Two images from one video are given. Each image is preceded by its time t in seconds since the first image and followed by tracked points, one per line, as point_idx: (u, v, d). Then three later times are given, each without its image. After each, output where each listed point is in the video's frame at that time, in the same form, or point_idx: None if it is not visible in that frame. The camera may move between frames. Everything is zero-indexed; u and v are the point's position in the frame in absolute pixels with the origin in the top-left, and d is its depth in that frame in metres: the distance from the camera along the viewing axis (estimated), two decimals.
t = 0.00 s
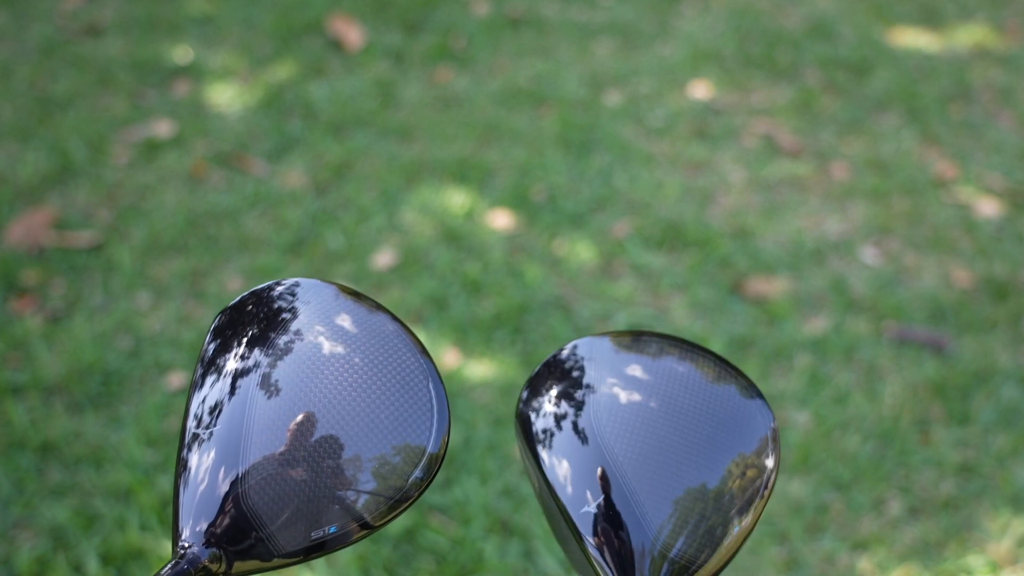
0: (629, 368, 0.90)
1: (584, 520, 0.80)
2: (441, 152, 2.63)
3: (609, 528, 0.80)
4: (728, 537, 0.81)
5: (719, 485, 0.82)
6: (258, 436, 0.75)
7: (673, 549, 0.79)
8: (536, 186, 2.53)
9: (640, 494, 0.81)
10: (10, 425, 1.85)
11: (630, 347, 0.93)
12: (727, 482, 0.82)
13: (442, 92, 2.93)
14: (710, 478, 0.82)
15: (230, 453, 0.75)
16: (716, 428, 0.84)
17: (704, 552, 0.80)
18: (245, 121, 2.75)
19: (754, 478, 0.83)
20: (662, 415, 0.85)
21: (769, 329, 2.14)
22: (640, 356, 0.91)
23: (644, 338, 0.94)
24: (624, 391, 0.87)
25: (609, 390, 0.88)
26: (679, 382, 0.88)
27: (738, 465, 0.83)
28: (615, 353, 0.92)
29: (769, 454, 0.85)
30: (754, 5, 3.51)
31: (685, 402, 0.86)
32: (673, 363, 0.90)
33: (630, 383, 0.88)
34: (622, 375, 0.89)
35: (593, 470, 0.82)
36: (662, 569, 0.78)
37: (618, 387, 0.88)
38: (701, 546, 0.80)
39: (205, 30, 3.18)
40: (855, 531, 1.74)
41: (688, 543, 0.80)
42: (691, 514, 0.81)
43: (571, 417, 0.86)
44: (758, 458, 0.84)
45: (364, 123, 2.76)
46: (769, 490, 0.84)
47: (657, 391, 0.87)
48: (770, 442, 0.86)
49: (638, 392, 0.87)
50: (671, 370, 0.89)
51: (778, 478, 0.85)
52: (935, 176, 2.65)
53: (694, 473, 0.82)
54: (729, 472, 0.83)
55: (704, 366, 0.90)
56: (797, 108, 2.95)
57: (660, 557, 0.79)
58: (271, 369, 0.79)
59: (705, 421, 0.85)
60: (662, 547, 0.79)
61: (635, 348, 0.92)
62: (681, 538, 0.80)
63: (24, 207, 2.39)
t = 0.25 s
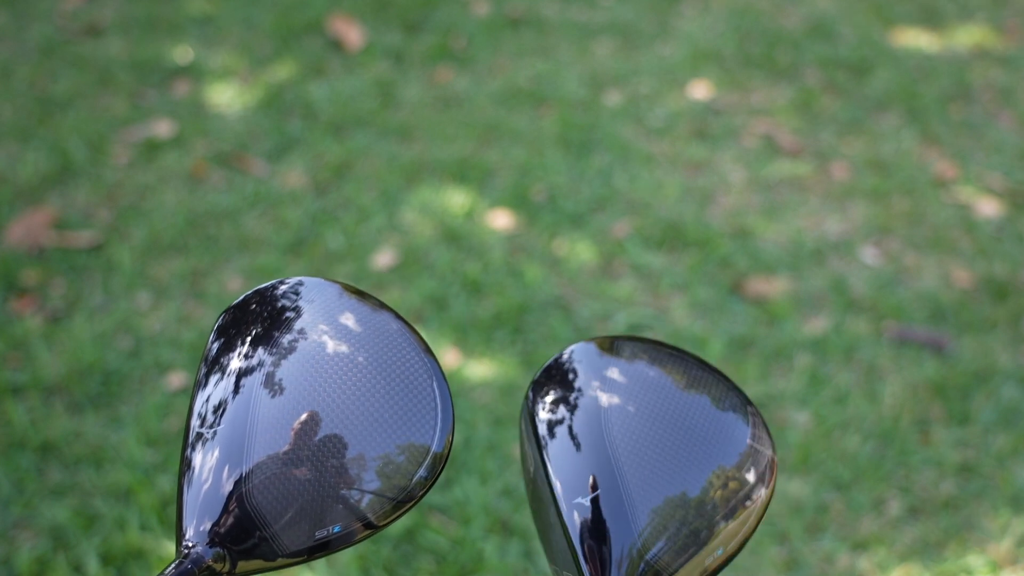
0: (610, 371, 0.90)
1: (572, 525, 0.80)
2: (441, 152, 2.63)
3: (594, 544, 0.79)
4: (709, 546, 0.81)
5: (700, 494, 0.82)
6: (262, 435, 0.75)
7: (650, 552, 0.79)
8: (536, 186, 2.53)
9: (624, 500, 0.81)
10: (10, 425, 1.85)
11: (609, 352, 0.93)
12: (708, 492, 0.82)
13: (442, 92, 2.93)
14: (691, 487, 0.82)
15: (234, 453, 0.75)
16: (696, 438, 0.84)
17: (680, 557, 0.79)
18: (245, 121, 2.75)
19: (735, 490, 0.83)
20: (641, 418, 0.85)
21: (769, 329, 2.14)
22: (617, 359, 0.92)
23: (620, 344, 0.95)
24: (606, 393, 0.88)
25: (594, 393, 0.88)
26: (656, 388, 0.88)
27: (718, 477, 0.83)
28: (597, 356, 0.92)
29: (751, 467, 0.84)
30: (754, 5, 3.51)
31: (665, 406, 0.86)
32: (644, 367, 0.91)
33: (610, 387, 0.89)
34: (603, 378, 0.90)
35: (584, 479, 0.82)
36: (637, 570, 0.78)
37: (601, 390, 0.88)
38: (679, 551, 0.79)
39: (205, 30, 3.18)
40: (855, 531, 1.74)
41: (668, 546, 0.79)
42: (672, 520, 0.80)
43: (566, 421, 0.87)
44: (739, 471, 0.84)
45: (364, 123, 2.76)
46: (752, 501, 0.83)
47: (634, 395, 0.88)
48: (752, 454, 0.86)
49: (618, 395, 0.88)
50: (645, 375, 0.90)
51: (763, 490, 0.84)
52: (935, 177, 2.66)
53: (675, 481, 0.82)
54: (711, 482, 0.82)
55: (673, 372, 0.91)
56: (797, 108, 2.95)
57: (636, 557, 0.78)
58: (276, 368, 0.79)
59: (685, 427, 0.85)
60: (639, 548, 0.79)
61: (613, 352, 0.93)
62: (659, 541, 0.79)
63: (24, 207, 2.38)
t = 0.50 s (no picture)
0: (631, 378, 0.91)
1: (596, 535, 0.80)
2: (441, 152, 2.63)
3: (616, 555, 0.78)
4: (731, 555, 0.80)
5: (720, 503, 0.82)
6: (262, 447, 0.75)
7: (669, 557, 0.79)
8: (536, 186, 2.53)
9: (642, 507, 0.81)
10: (10, 425, 1.85)
11: (631, 358, 0.95)
12: (728, 502, 0.82)
13: (442, 92, 2.93)
14: (709, 496, 0.82)
15: (234, 465, 0.75)
16: (713, 448, 0.84)
17: (698, 564, 0.79)
18: (245, 121, 2.75)
19: (755, 501, 0.82)
20: (662, 425, 0.86)
21: (769, 329, 2.14)
22: (639, 366, 0.93)
23: (640, 351, 0.96)
24: (629, 401, 0.89)
25: (619, 401, 0.89)
26: (675, 397, 0.89)
27: (736, 488, 0.83)
28: (620, 364, 0.94)
29: (768, 479, 0.84)
30: (754, 5, 3.51)
31: (681, 413, 0.87)
32: (661, 372, 0.92)
33: (633, 395, 0.90)
34: (624, 386, 0.91)
35: (608, 488, 0.82)
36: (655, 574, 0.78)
37: (625, 398, 0.89)
38: (698, 559, 0.79)
39: (205, 30, 3.18)
40: (855, 531, 1.74)
41: (687, 552, 0.79)
42: (690, 528, 0.80)
43: (592, 431, 0.87)
44: (757, 483, 0.83)
45: (364, 123, 2.76)
46: (771, 513, 0.83)
47: (653, 401, 0.89)
48: (769, 465, 0.85)
49: (637, 402, 0.89)
50: (660, 381, 0.91)
51: (782, 502, 0.84)
52: (935, 176, 2.66)
53: (694, 493, 0.82)
54: (729, 493, 0.82)
55: (688, 378, 0.92)
56: (797, 108, 2.95)
57: (655, 562, 0.78)
58: (277, 380, 0.79)
59: (707, 435, 0.85)
60: (659, 553, 0.79)
61: (634, 359, 0.94)
62: (678, 547, 0.79)
63: (24, 207, 2.38)
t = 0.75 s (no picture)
0: (641, 370, 0.91)
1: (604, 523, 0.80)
2: (441, 152, 2.63)
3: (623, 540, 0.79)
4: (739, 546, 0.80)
5: (728, 495, 0.82)
6: (255, 453, 0.75)
7: (677, 547, 0.79)
8: (536, 186, 2.53)
9: (652, 498, 0.81)
10: (10, 425, 1.85)
11: (642, 350, 0.94)
12: (736, 493, 0.82)
13: (442, 92, 2.93)
14: (718, 487, 0.82)
15: (226, 472, 0.75)
16: (722, 440, 0.84)
17: (705, 555, 0.79)
18: (245, 121, 2.75)
19: (763, 493, 0.82)
20: (672, 417, 0.86)
21: (769, 329, 2.14)
22: (648, 357, 0.93)
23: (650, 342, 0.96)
24: (639, 393, 0.89)
25: (630, 392, 0.89)
26: (685, 390, 0.89)
27: (746, 479, 0.83)
28: (631, 356, 0.93)
29: (777, 471, 0.84)
30: (754, 5, 3.51)
31: (691, 407, 0.87)
32: (670, 364, 0.92)
33: (643, 387, 0.89)
34: (634, 378, 0.91)
35: (618, 478, 0.82)
36: (662, 565, 0.78)
37: (635, 389, 0.89)
38: (707, 549, 0.79)
39: (205, 30, 3.18)
40: (855, 531, 1.74)
41: (696, 542, 0.79)
42: (698, 519, 0.80)
43: (602, 423, 0.87)
44: (765, 474, 0.83)
45: (364, 123, 2.76)
46: (780, 505, 0.83)
47: (663, 393, 0.88)
48: (777, 457, 0.85)
49: (645, 393, 0.89)
50: (669, 372, 0.91)
51: (791, 494, 0.84)
52: (935, 176, 2.66)
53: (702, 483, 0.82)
54: (738, 484, 0.82)
55: (696, 370, 0.92)
56: (797, 108, 2.95)
57: (663, 552, 0.79)
58: (270, 387, 0.79)
59: (717, 427, 0.85)
60: (667, 543, 0.79)
61: (643, 351, 0.94)
62: (687, 537, 0.79)
63: (24, 207, 2.38)
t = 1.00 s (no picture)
0: (632, 366, 0.92)
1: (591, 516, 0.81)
2: (441, 152, 2.63)
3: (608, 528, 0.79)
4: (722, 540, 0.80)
5: (711, 490, 0.82)
6: (259, 443, 0.75)
7: (661, 539, 0.79)
8: (536, 186, 2.53)
9: (639, 491, 0.81)
10: (10, 425, 1.85)
11: (634, 346, 0.94)
12: (719, 489, 0.82)
13: (442, 92, 2.93)
14: (701, 483, 0.82)
15: (231, 461, 0.75)
16: (707, 436, 0.85)
17: (688, 549, 0.79)
18: (245, 121, 2.75)
19: (746, 489, 0.82)
20: (660, 412, 0.87)
21: (769, 329, 2.14)
22: (640, 353, 0.93)
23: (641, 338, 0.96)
24: (629, 388, 0.89)
25: (621, 388, 0.89)
26: (674, 385, 0.89)
27: (728, 475, 0.83)
28: (625, 352, 0.94)
29: (759, 468, 0.84)
30: (754, 5, 3.51)
31: (679, 402, 0.87)
32: (658, 358, 0.92)
33: (632, 382, 0.90)
34: (626, 373, 0.91)
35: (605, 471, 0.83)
36: (645, 556, 0.78)
37: (626, 385, 0.89)
38: (690, 542, 0.80)
39: (205, 30, 3.18)
40: (855, 531, 1.74)
41: (678, 535, 0.80)
42: (680, 514, 0.80)
43: (592, 420, 0.88)
44: (748, 471, 0.83)
45: (364, 123, 2.76)
46: (763, 502, 0.83)
47: (651, 388, 0.89)
48: (759, 455, 0.85)
49: (636, 388, 0.89)
50: (657, 367, 0.91)
51: (773, 493, 0.83)
52: (935, 176, 2.65)
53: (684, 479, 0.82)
54: (720, 480, 0.82)
55: (681, 365, 0.92)
56: (797, 108, 2.95)
57: (646, 543, 0.79)
58: (274, 376, 0.79)
59: (703, 422, 0.86)
60: (651, 535, 0.79)
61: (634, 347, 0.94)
62: (669, 530, 0.80)
63: (24, 207, 2.39)
